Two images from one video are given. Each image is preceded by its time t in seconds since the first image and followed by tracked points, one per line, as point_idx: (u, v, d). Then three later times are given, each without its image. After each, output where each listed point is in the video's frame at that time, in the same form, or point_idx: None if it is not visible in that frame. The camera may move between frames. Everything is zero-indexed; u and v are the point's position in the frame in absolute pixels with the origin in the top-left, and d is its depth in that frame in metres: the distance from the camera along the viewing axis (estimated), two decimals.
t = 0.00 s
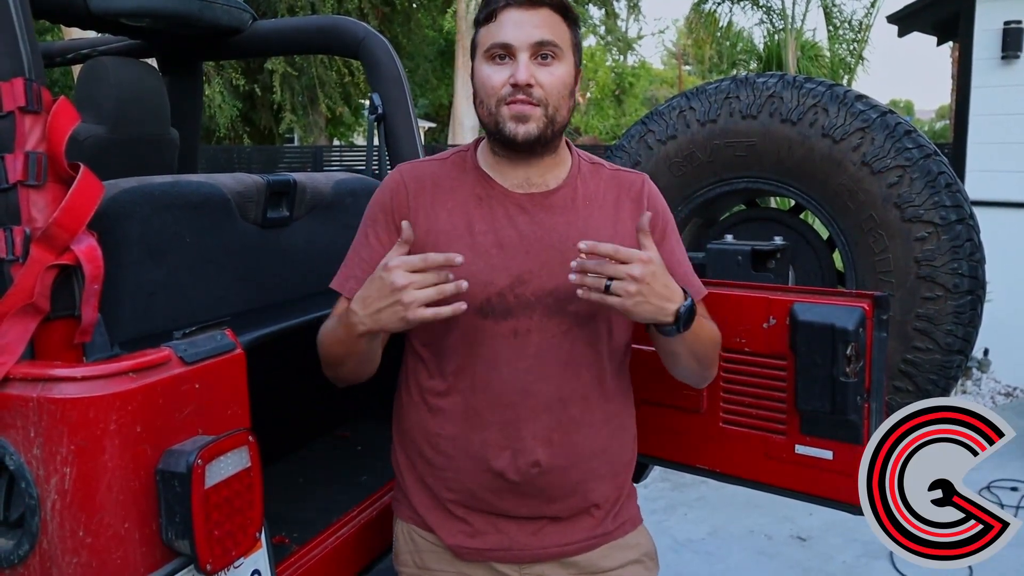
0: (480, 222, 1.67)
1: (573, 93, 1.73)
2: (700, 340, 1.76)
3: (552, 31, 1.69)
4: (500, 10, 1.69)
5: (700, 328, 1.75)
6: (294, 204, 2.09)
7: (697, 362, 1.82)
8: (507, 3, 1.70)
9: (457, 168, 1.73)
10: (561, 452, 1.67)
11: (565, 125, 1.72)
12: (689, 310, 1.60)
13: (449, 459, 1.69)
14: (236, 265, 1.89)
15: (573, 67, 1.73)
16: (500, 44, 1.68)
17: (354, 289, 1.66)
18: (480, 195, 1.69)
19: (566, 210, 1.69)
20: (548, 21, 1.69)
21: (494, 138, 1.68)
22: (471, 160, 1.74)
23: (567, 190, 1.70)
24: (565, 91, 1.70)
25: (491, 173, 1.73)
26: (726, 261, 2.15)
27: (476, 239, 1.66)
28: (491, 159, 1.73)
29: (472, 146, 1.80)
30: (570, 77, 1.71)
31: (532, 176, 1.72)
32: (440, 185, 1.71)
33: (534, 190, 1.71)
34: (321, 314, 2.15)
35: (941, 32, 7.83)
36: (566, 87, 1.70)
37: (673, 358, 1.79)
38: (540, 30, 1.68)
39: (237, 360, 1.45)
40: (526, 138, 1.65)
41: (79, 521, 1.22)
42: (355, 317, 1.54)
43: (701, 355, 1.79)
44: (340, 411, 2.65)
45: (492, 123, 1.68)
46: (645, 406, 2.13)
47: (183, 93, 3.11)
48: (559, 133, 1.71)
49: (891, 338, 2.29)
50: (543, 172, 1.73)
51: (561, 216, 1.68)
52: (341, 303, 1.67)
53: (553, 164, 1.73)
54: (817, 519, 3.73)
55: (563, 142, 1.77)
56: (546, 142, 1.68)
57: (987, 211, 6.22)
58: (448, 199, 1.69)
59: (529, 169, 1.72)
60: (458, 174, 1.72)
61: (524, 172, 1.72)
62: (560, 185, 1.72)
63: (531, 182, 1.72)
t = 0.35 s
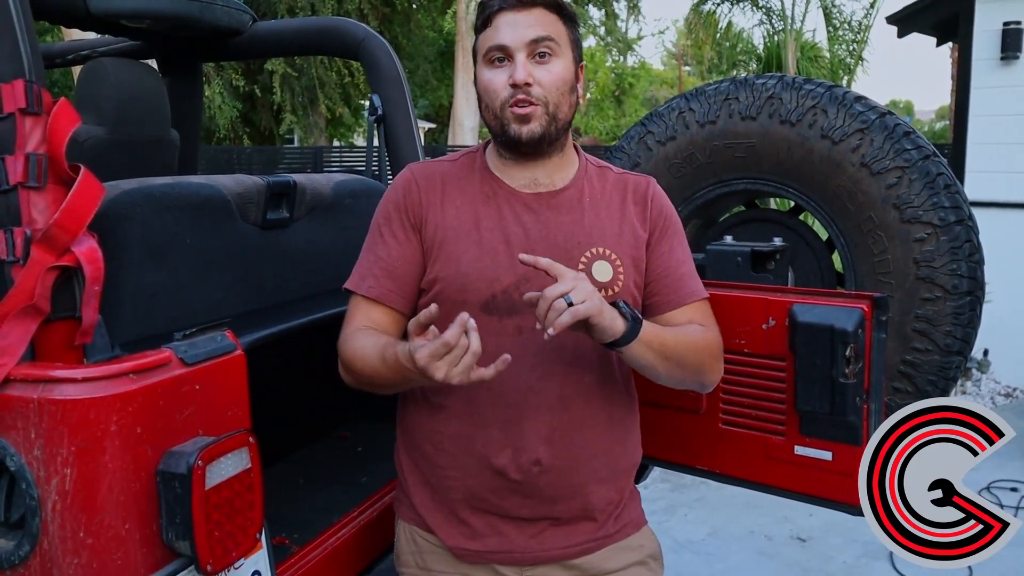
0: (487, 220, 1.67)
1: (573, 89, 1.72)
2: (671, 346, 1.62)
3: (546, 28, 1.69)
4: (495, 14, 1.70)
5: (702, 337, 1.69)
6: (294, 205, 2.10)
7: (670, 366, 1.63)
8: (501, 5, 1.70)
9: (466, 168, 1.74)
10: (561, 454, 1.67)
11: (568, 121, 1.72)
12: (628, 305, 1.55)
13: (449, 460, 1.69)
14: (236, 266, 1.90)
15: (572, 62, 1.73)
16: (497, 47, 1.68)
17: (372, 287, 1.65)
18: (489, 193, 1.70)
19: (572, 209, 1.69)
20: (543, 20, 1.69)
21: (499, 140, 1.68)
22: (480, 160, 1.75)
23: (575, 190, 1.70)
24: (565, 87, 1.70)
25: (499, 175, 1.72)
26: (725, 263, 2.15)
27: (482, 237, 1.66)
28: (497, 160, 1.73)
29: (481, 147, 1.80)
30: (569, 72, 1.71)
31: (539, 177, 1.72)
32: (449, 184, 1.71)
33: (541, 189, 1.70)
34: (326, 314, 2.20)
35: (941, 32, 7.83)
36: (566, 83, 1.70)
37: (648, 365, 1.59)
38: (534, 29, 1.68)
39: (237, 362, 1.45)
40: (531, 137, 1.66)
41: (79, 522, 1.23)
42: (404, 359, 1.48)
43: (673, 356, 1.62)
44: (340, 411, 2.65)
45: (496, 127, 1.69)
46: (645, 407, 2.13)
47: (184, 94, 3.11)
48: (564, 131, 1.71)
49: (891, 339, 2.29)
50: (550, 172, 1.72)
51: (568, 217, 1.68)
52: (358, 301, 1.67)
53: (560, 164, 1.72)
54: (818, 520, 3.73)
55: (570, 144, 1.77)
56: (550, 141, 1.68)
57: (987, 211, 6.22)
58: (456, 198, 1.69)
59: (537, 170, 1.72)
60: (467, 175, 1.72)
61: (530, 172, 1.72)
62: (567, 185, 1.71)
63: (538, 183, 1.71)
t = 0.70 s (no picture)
0: (485, 226, 1.68)
1: (572, 89, 1.74)
2: (663, 383, 1.64)
3: (542, 31, 1.68)
4: (490, 17, 1.69)
5: (696, 354, 1.70)
6: (296, 206, 2.10)
7: (666, 401, 1.67)
8: (495, 8, 1.69)
9: (466, 169, 1.74)
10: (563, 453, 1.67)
11: (567, 120, 1.73)
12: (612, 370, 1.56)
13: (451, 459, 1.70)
14: (238, 266, 1.90)
15: (569, 62, 1.73)
16: (493, 51, 1.68)
17: (370, 292, 1.66)
18: (488, 196, 1.71)
19: (571, 210, 1.69)
20: (538, 21, 1.68)
21: (498, 143, 1.69)
22: (479, 162, 1.75)
23: (573, 192, 1.71)
24: (564, 88, 1.70)
25: (500, 178, 1.73)
26: (726, 263, 2.15)
27: (480, 240, 1.67)
28: (496, 162, 1.74)
29: (480, 147, 1.81)
30: (566, 73, 1.71)
31: (538, 178, 1.72)
32: (448, 187, 1.72)
33: (540, 193, 1.71)
34: (327, 314, 2.18)
35: (941, 33, 7.84)
36: (564, 83, 1.70)
37: (645, 410, 1.63)
38: (530, 32, 1.67)
39: (239, 362, 1.46)
40: (530, 140, 1.67)
41: (83, 521, 1.23)
42: (428, 365, 1.54)
43: (667, 393, 1.65)
44: (341, 412, 2.65)
45: (492, 129, 1.70)
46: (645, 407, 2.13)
47: (186, 95, 3.12)
48: (563, 130, 1.72)
49: (891, 339, 2.29)
50: (549, 173, 1.72)
51: (566, 219, 1.68)
52: (356, 305, 1.69)
53: (560, 164, 1.73)
54: (818, 520, 3.73)
55: (569, 142, 1.78)
56: (549, 142, 1.69)
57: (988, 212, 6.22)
58: (455, 200, 1.70)
59: (535, 171, 1.72)
60: (465, 176, 1.73)
61: (530, 174, 1.72)
62: (565, 188, 1.71)
63: (537, 184, 1.72)
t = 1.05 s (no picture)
0: (480, 220, 1.68)
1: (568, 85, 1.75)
2: (685, 335, 1.62)
3: (535, 27, 1.70)
4: (485, 18, 1.71)
5: (716, 327, 1.69)
6: (296, 208, 2.11)
7: (683, 357, 1.64)
8: (489, 9, 1.71)
9: (461, 171, 1.75)
10: (563, 454, 1.67)
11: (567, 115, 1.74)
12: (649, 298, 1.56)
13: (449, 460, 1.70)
14: (238, 268, 1.91)
15: (563, 60, 1.75)
16: (492, 50, 1.69)
17: (361, 291, 1.68)
18: (482, 194, 1.70)
19: (566, 207, 1.69)
20: (531, 19, 1.71)
21: (505, 140, 1.68)
22: (474, 163, 1.76)
23: (569, 188, 1.71)
24: (563, 82, 1.72)
25: (498, 179, 1.73)
26: (725, 265, 2.16)
27: (473, 236, 1.67)
28: (496, 163, 1.73)
29: (476, 150, 1.81)
30: (563, 69, 1.73)
31: (536, 175, 1.73)
32: (443, 188, 1.72)
33: (536, 189, 1.71)
34: (327, 314, 2.17)
35: (941, 35, 7.84)
36: (562, 78, 1.72)
37: (661, 355, 1.60)
38: (526, 29, 1.69)
39: (241, 363, 1.46)
40: (539, 132, 1.67)
41: (84, 522, 1.23)
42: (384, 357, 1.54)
43: (687, 347, 1.63)
44: (341, 414, 2.66)
45: (500, 127, 1.68)
46: (644, 408, 2.14)
47: (188, 98, 3.13)
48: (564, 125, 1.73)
49: (891, 340, 2.29)
50: (547, 171, 1.73)
51: (561, 217, 1.68)
52: (348, 305, 1.70)
53: (558, 162, 1.73)
54: (819, 523, 3.73)
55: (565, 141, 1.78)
56: (555, 135, 1.69)
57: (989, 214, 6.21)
58: (449, 200, 1.71)
59: (533, 169, 1.73)
60: (459, 178, 1.74)
61: (527, 171, 1.73)
62: (561, 184, 1.72)
63: (533, 180, 1.72)
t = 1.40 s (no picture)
0: (480, 222, 1.69)
1: (561, 91, 1.74)
2: (654, 363, 1.63)
3: (529, 31, 1.70)
4: (477, 23, 1.71)
5: (691, 341, 1.69)
6: (297, 210, 2.11)
7: (658, 384, 1.65)
8: (483, 14, 1.71)
9: (460, 172, 1.75)
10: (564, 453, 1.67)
11: (559, 122, 1.74)
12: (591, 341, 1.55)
13: (450, 461, 1.70)
14: (239, 269, 1.91)
15: (558, 65, 1.74)
16: (483, 55, 1.69)
17: (365, 291, 1.66)
18: (480, 195, 1.71)
19: (564, 208, 1.70)
20: (524, 25, 1.70)
21: (493, 147, 1.69)
22: (474, 164, 1.76)
23: (567, 189, 1.72)
24: (554, 90, 1.71)
25: (492, 178, 1.74)
26: (724, 267, 2.17)
27: (474, 237, 1.67)
28: (490, 163, 1.74)
29: (473, 152, 1.81)
30: (556, 75, 1.72)
31: (530, 177, 1.73)
32: (442, 190, 1.73)
33: (532, 189, 1.72)
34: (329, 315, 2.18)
35: (939, 38, 7.86)
36: (554, 85, 1.71)
37: (635, 390, 1.61)
38: (518, 35, 1.69)
39: (241, 363, 1.46)
40: (524, 141, 1.67)
41: (86, 523, 1.23)
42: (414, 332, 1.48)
43: (659, 375, 1.64)
44: (341, 415, 2.66)
45: (488, 133, 1.69)
46: (643, 409, 2.14)
47: (188, 99, 3.14)
48: (555, 133, 1.73)
49: (890, 341, 2.30)
50: (540, 172, 1.74)
51: (559, 216, 1.69)
52: (351, 305, 1.68)
53: (549, 164, 1.74)
54: (818, 524, 3.73)
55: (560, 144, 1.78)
56: (543, 142, 1.69)
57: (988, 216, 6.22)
58: (449, 201, 1.71)
59: (527, 170, 1.73)
60: (460, 179, 1.74)
61: (523, 174, 1.73)
62: (558, 185, 1.73)
63: (528, 181, 1.73)
